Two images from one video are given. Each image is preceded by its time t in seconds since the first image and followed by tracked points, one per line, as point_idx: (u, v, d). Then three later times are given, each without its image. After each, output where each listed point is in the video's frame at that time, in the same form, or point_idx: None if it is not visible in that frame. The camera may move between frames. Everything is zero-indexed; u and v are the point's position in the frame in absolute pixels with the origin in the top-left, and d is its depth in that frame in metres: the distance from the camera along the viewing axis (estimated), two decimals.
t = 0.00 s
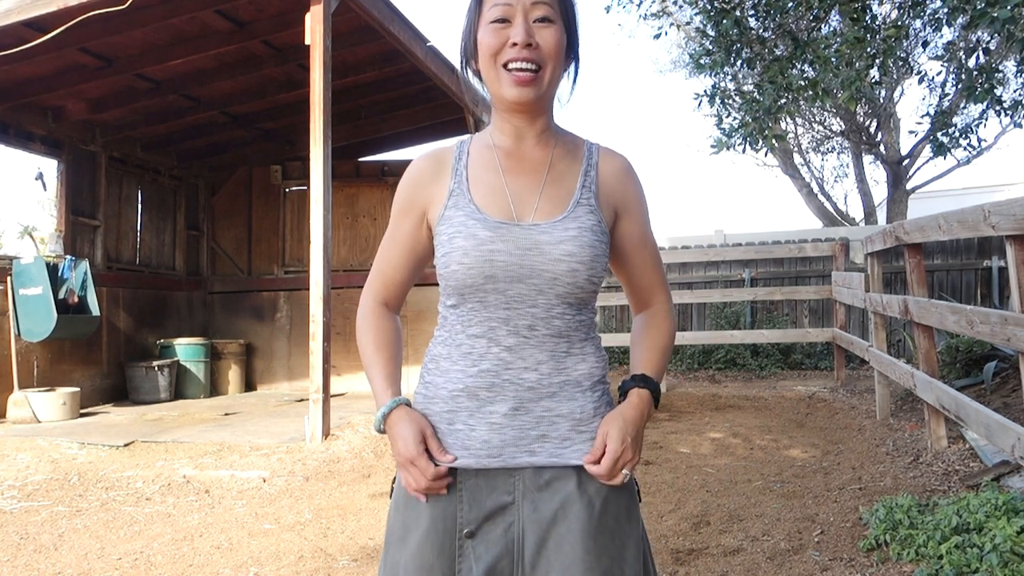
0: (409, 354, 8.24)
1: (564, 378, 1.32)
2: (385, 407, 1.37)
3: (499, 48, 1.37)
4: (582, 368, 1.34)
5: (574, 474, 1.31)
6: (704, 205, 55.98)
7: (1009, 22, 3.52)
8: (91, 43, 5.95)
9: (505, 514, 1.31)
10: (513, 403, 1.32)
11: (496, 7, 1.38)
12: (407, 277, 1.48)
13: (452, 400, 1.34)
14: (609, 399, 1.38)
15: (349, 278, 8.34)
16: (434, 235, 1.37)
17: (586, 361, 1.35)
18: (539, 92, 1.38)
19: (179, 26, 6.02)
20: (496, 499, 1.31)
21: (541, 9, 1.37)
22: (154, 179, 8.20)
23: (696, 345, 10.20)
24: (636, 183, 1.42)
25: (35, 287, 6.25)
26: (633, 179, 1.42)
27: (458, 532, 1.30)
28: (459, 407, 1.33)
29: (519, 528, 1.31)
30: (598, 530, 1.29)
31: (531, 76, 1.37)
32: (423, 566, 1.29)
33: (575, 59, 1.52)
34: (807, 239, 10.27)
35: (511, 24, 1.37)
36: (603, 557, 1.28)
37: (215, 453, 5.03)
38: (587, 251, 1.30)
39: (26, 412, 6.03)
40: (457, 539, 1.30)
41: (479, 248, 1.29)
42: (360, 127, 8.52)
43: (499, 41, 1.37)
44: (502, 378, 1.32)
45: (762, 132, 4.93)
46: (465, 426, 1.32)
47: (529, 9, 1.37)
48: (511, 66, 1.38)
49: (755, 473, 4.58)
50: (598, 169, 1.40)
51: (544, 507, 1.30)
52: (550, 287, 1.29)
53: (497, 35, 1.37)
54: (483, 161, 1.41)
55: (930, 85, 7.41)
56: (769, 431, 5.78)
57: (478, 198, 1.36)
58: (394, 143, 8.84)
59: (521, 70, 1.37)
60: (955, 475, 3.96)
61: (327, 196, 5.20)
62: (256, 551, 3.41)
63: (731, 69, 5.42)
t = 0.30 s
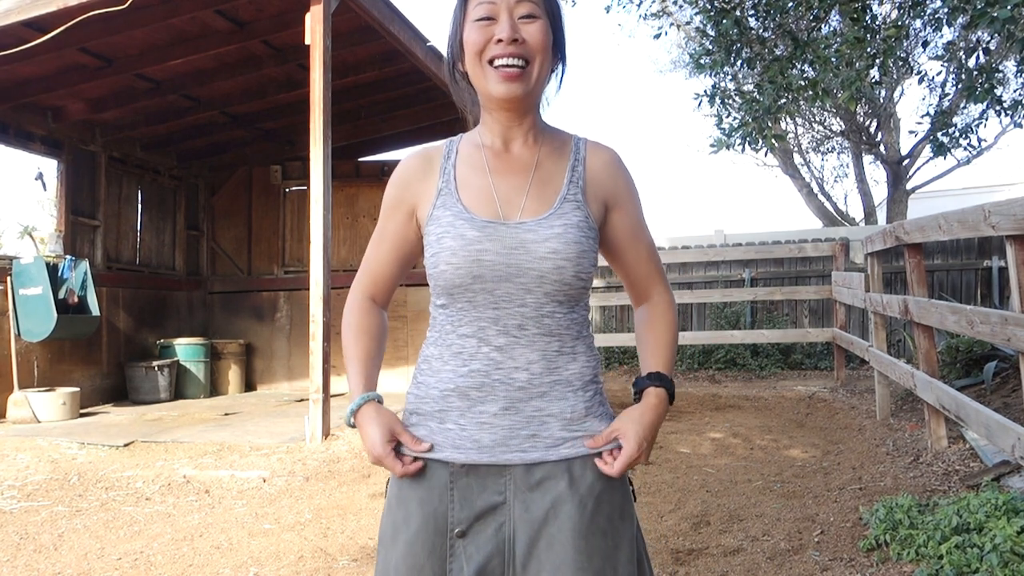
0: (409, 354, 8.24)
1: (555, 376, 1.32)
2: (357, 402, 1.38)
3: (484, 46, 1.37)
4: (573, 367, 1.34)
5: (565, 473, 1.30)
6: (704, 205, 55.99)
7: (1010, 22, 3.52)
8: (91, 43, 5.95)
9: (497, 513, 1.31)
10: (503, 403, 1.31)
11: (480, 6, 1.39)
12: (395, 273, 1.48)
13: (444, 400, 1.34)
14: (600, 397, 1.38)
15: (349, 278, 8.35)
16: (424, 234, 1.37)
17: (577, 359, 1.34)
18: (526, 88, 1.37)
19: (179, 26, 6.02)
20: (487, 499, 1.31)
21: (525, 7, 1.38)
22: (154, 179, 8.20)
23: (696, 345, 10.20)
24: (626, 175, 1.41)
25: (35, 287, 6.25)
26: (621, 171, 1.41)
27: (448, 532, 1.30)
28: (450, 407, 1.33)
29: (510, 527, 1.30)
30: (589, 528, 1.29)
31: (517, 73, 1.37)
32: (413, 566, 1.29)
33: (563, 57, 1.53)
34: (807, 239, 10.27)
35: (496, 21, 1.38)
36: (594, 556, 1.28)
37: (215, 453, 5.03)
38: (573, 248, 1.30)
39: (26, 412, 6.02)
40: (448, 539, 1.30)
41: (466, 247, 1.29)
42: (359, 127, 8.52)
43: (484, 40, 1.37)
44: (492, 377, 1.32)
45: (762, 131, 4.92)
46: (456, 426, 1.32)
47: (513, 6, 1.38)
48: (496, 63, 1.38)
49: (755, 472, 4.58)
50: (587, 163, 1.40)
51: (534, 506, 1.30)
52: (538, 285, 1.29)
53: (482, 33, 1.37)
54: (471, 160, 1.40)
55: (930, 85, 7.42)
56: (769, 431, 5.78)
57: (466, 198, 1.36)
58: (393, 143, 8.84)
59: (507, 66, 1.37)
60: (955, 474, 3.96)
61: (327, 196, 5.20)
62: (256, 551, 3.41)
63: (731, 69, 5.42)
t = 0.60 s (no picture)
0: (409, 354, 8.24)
1: (548, 376, 1.32)
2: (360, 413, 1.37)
3: (473, 54, 1.37)
4: (565, 367, 1.33)
5: (559, 471, 1.31)
6: (704, 205, 55.99)
7: (1009, 22, 3.52)
8: (91, 43, 5.95)
9: (491, 510, 1.31)
10: (497, 402, 1.31)
11: (468, 12, 1.39)
12: (395, 280, 1.48)
13: (438, 400, 1.34)
14: (594, 397, 1.38)
15: (349, 278, 8.36)
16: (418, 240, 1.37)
17: (570, 360, 1.34)
18: (517, 93, 1.37)
19: (179, 26, 6.02)
20: (481, 496, 1.31)
21: (513, 11, 1.37)
22: (154, 179, 8.20)
23: (696, 345, 10.20)
24: (620, 180, 1.41)
25: (35, 287, 6.25)
26: (614, 174, 1.42)
27: (443, 530, 1.30)
28: (445, 406, 1.33)
29: (503, 525, 1.31)
30: (582, 526, 1.29)
31: (507, 78, 1.36)
32: (407, 564, 1.29)
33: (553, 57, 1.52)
34: (807, 239, 10.26)
35: (484, 27, 1.37)
36: (587, 553, 1.29)
37: (216, 453, 5.03)
38: (566, 253, 1.29)
39: (26, 413, 6.02)
40: (443, 536, 1.30)
41: (460, 254, 1.29)
42: (359, 127, 8.52)
43: (472, 47, 1.37)
44: (486, 378, 1.32)
45: (762, 131, 4.92)
46: (451, 424, 1.32)
47: (500, 12, 1.37)
48: (486, 68, 1.37)
49: (755, 473, 4.58)
50: (579, 166, 1.40)
51: (528, 503, 1.30)
52: (532, 290, 1.29)
53: (470, 41, 1.37)
54: (464, 165, 1.40)
55: (930, 85, 7.42)
56: (769, 431, 5.78)
57: (459, 203, 1.36)
58: (393, 143, 8.84)
59: (496, 71, 1.36)
60: (955, 475, 3.96)
61: (327, 196, 5.20)
62: (256, 551, 3.41)
63: (731, 69, 5.42)
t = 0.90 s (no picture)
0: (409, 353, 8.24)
1: (547, 377, 1.31)
2: (443, 468, 1.20)
3: (473, 70, 1.35)
4: (564, 368, 1.33)
5: (557, 467, 1.31)
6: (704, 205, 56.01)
7: (1009, 22, 3.52)
8: (91, 43, 5.95)
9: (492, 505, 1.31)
10: (497, 401, 1.30)
11: (467, 29, 1.37)
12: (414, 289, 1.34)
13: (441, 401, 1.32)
14: (586, 397, 1.38)
15: (349, 278, 8.37)
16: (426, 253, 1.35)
17: (568, 363, 1.34)
18: (516, 108, 1.36)
19: (179, 26, 6.02)
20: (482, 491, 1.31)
21: (511, 27, 1.36)
22: (154, 179, 8.20)
23: (696, 345, 10.22)
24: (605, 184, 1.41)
25: (35, 287, 6.25)
26: (606, 178, 1.42)
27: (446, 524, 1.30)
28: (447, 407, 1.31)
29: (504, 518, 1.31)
30: (578, 519, 1.30)
31: (507, 93, 1.35)
32: (409, 556, 1.30)
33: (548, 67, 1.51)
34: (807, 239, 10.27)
35: (483, 43, 1.36)
36: (584, 545, 1.30)
37: (215, 453, 5.03)
38: (564, 269, 1.32)
39: (26, 413, 6.02)
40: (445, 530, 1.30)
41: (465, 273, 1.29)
42: (359, 127, 8.51)
43: (472, 63, 1.35)
44: (487, 381, 1.30)
45: (762, 131, 4.92)
46: (453, 424, 1.31)
47: (498, 28, 1.36)
48: (486, 84, 1.36)
49: (755, 473, 4.58)
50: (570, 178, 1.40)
51: (526, 496, 1.30)
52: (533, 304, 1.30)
53: (470, 57, 1.35)
54: (465, 177, 1.39)
55: (930, 85, 7.43)
56: (769, 431, 5.78)
57: (465, 214, 1.35)
58: (393, 143, 8.84)
59: (496, 87, 1.35)
60: (955, 475, 3.96)
61: (327, 196, 5.20)
62: (256, 551, 3.41)
63: (731, 69, 5.42)
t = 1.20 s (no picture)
0: (409, 354, 8.24)
1: (559, 378, 1.34)
2: (555, 434, 1.25)
3: (488, 89, 1.42)
4: (575, 368, 1.37)
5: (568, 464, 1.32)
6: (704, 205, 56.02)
7: (1010, 21, 3.52)
8: (91, 43, 5.95)
9: (507, 498, 1.32)
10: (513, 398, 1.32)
11: (482, 51, 1.45)
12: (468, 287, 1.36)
13: (462, 396, 1.36)
14: (595, 400, 1.40)
15: (349, 278, 8.37)
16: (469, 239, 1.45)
17: (578, 365, 1.38)
18: (530, 122, 1.43)
19: (179, 26, 6.02)
20: (496, 485, 1.32)
21: (523, 47, 1.43)
22: (154, 179, 8.20)
23: (696, 345, 10.22)
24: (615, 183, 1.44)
25: (35, 287, 6.25)
26: (613, 180, 1.45)
27: (461, 515, 1.31)
28: (468, 402, 1.35)
29: (517, 512, 1.32)
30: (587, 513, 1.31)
31: (520, 108, 1.42)
32: (426, 547, 1.31)
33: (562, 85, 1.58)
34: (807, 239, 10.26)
35: (497, 62, 1.43)
36: (592, 539, 1.31)
37: (215, 453, 5.03)
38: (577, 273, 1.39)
39: (26, 412, 6.02)
40: (460, 521, 1.31)
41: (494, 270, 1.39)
42: (360, 127, 8.52)
43: (487, 82, 1.42)
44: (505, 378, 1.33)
45: (762, 131, 4.92)
46: (473, 419, 1.33)
47: (511, 48, 1.44)
48: (501, 100, 1.43)
49: (755, 472, 4.58)
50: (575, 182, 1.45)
51: (538, 491, 1.31)
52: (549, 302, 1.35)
53: (485, 76, 1.42)
54: (486, 184, 1.46)
55: (930, 85, 7.43)
56: (769, 431, 5.78)
57: (492, 215, 1.43)
58: (394, 143, 8.85)
59: (510, 102, 1.42)
60: (955, 475, 3.96)
61: (327, 196, 5.20)
62: (256, 551, 3.41)
63: (731, 69, 5.41)
